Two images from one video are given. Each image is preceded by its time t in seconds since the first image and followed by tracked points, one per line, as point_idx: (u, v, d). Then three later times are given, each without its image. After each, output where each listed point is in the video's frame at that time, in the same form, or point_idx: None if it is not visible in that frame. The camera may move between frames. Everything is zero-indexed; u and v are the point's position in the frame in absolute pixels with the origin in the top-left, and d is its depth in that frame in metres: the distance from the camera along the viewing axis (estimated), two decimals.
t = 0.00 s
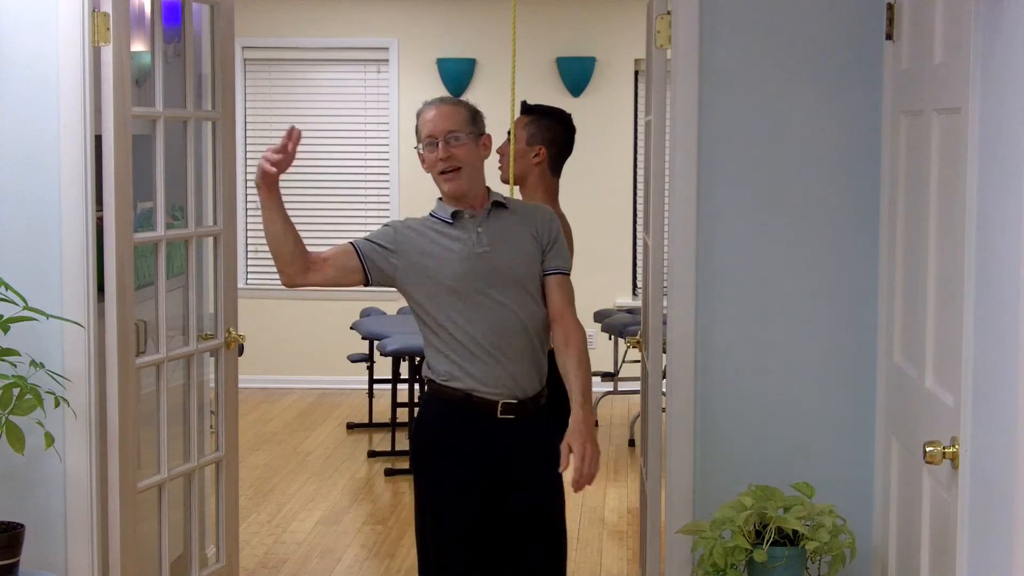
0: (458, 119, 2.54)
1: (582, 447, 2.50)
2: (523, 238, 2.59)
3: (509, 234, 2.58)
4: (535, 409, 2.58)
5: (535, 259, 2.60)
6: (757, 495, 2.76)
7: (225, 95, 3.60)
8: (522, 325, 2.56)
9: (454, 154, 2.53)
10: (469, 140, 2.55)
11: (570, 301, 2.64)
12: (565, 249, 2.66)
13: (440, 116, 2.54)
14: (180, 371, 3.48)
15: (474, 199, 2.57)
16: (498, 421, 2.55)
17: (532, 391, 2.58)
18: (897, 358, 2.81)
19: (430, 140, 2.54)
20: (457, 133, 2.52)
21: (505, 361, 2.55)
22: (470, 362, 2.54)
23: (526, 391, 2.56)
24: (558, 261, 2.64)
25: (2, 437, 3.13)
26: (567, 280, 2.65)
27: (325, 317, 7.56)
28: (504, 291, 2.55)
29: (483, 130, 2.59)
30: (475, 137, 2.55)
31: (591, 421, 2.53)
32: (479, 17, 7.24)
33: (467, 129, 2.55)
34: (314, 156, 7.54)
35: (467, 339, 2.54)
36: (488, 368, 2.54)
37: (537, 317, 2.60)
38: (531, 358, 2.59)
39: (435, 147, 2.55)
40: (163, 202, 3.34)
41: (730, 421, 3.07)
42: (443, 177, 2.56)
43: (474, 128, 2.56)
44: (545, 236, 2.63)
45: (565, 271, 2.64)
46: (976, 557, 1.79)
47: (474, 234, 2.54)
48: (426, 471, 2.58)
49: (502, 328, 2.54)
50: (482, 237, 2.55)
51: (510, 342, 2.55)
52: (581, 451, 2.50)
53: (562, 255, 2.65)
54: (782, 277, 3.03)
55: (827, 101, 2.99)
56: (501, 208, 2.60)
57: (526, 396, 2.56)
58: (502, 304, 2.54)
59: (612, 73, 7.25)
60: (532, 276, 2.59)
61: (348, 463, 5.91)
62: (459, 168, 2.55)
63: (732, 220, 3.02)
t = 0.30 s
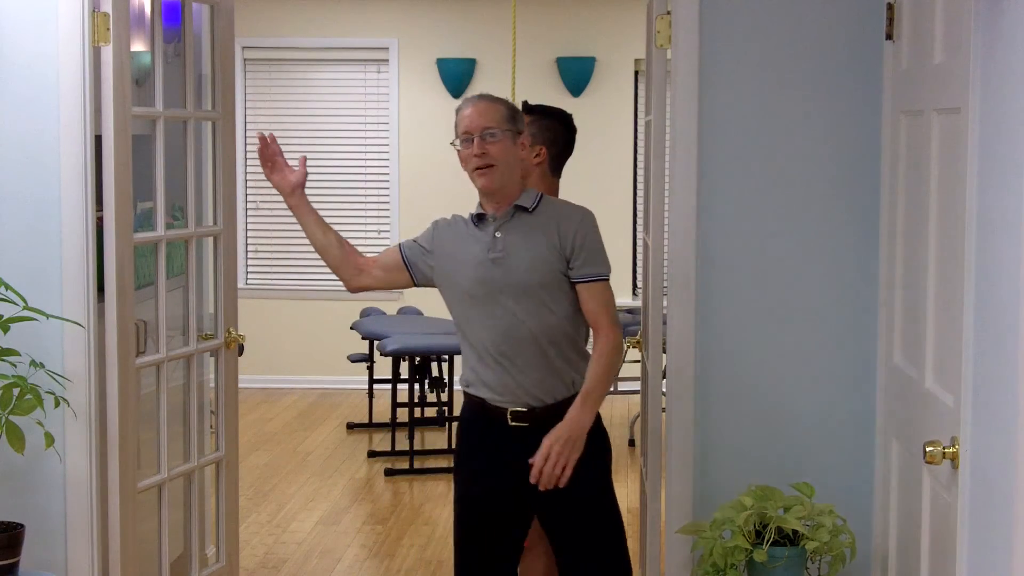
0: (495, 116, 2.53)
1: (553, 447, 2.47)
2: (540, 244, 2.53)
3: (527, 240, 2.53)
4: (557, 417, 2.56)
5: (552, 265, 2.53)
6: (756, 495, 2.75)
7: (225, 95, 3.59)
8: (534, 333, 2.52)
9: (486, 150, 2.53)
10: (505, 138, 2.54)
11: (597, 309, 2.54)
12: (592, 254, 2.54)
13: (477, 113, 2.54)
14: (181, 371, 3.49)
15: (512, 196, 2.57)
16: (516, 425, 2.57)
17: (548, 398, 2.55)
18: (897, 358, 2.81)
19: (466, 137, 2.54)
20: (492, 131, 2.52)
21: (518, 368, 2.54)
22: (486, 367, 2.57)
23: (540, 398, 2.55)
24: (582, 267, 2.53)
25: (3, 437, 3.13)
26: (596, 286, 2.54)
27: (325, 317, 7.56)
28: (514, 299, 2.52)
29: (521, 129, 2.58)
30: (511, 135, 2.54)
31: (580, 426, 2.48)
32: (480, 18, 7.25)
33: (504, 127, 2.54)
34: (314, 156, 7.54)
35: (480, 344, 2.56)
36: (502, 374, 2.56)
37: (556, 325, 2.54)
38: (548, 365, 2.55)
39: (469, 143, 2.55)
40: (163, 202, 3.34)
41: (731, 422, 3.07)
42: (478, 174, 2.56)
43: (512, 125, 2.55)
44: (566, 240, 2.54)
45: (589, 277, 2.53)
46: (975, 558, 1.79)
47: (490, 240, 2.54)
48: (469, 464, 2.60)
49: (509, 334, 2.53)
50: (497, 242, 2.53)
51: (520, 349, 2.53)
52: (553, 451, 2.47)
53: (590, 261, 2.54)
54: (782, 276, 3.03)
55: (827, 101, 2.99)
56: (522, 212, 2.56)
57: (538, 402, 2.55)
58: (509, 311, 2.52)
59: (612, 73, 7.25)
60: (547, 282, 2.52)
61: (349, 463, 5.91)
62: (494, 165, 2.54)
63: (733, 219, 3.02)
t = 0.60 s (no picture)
0: (575, 116, 2.35)
1: (654, 499, 2.24)
2: (600, 254, 2.29)
3: (588, 250, 2.30)
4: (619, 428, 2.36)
5: (609, 277, 2.29)
6: (757, 495, 2.75)
7: (225, 95, 3.59)
8: (592, 344, 2.32)
9: (562, 149, 2.34)
10: (584, 138, 2.34)
11: (661, 325, 2.26)
12: (654, 268, 2.26)
13: (557, 112, 2.36)
14: (181, 371, 3.48)
15: (587, 200, 2.34)
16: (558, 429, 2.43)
17: (606, 408, 2.36)
18: (897, 357, 2.81)
19: (544, 137, 2.36)
20: (570, 129, 2.33)
21: (580, 376, 2.37)
22: (556, 371, 2.41)
23: (601, 407, 2.36)
24: (642, 282, 2.26)
25: (3, 438, 3.13)
26: (659, 301, 2.26)
27: (325, 317, 7.56)
28: (572, 308, 2.32)
29: (603, 134, 2.38)
30: (592, 135, 2.34)
31: (669, 466, 2.24)
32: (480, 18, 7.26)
33: (585, 127, 2.35)
34: (313, 155, 7.53)
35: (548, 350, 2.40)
36: (567, 381, 2.39)
37: (616, 337, 2.32)
38: (608, 376, 2.35)
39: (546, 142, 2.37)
40: (163, 202, 3.34)
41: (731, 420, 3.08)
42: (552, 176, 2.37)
43: (594, 126, 2.36)
44: (627, 250, 2.28)
45: (652, 292, 2.26)
46: (976, 559, 1.79)
47: (555, 246, 2.33)
48: (541, 466, 2.43)
49: (566, 344, 2.35)
50: (563, 249, 2.32)
51: (581, 360, 2.35)
52: (656, 502, 2.24)
53: (653, 273, 2.26)
54: (782, 276, 3.03)
55: (826, 101, 2.99)
56: (587, 221, 2.32)
57: (597, 411, 2.36)
58: (568, 321, 2.33)
59: (613, 73, 7.25)
60: (605, 297, 2.30)
61: (349, 463, 5.91)
62: (571, 166, 2.34)
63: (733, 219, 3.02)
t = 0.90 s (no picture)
0: (632, 114, 2.28)
1: (666, 511, 2.20)
2: (645, 255, 2.23)
3: (634, 250, 2.24)
4: (657, 432, 2.29)
5: (652, 279, 2.22)
6: (756, 495, 2.75)
7: (225, 95, 3.59)
8: (630, 344, 2.26)
9: (615, 146, 2.28)
10: (639, 138, 2.28)
11: (696, 334, 2.19)
12: (696, 276, 2.19)
13: (614, 109, 2.30)
14: (181, 371, 3.48)
15: (639, 199, 2.29)
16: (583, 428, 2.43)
17: (644, 408, 2.28)
18: (897, 357, 2.81)
19: (599, 133, 2.31)
20: (624, 128, 2.27)
21: (615, 373, 2.30)
22: (596, 366, 2.35)
23: (638, 407, 2.29)
24: (682, 288, 2.19)
25: (2, 438, 3.13)
26: (699, 309, 2.19)
27: (326, 317, 7.57)
28: (614, 306, 2.27)
29: (660, 133, 2.31)
30: (647, 135, 2.27)
31: (685, 480, 2.18)
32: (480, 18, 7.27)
33: (641, 125, 2.28)
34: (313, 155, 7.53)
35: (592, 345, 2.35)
36: (605, 378, 2.33)
37: (654, 340, 2.25)
38: (642, 377, 2.28)
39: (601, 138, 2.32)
40: (163, 202, 3.34)
41: (732, 417, 3.08)
42: (606, 173, 2.31)
43: (651, 125, 2.29)
44: (671, 254, 2.21)
45: (691, 299, 2.19)
46: (976, 559, 1.79)
47: (606, 243, 2.29)
48: (588, 463, 2.38)
49: (605, 340, 2.30)
50: (612, 246, 2.27)
51: (617, 357, 2.29)
52: (668, 515, 2.20)
53: (695, 280, 2.19)
54: (782, 276, 3.03)
55: (826, 102, 2.99)
56: (638, 221, 2.26)
57: (633, 410, 2.29)
58: (609, 318, 2.28)
59: (613, 73, 7.24)
60: (646, 299, 2.24)
61: (349, 463, 5.91)
62: (623, 165, 2.28)
63: (735, 218, 3.02)
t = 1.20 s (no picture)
0: (649, 114, 2.28)
1: (659, 508, 2.20)
2: (659, 256, 2.23)
3: (649, 250, 2.24)
4: (666, 434, 2.28)
5: (665, 279, 2.22)
6: (756, 495, 2.75)
7: (225, 95, 3.59)
8: (641, 343, 2.26)
9: (632, 147, 2.28)
10: (655, 138, 2.28)
11: (707, 335, 2.19)
12: (708, 277, 2.18)
13: (632, 108, 2.29)
14: (181, 371, 3.48)
15: (655, 199, 2.29)
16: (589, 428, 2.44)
17: (653, 408, 2.28)
18: (897, 357, 2.81)
19: (615, 133, 2.30)
20: (640, 128, 2.26)
21: (626, 372, 2.30)
22: (608, 365, 2.35)
23: (648, 407, 2.28)
24: (694, 289, 2.19)
25: (2, 438, 3.13)
26: (710, 311, 2.18)
27: (326, 318, 7.58)
28: (627, 305, 2.27)
29: (677, 133, 2.30)
30: (663, 135, 2.27)
31: (682, 480, 2.19)
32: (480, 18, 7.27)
33: (657, 126, 2.28)
34: (313, 155, 7.53)
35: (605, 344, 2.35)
36: (617, 377, 2.32)
37: (666, 340, 2.25)
38: (652, 377, 2.28)
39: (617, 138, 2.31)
40: (163, 202, 3.34)
41: (733, 416, 3.07)
42: (623, 173, 2.31)
43: (668, 125, 2.28)
44: (685, 255, 2.20)
45: (703, 300, 2.18)
46: (976, 559, 1.79)
47: (622, 243, 2.29)
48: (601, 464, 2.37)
49: (617, 339, 2.30)
50: (629, 245, 2.27)
51: (628, 356, 2.29)
52: (661, 512, 2.20)
53: (708, 281, 2.18)
54: (782, 276, 3.03)
55: (826, 102, 2.99)
56: (654, 221, 2.26)
57: (643, 411, 2.29)
58: (621, 317, 2.28)
59: (612, 73, 7.24)
60: (659, 299, 2.23)
61: (349, 463, 5.91)
62: (639, 166, 2.29)
63: (735, 218, 3.02)
